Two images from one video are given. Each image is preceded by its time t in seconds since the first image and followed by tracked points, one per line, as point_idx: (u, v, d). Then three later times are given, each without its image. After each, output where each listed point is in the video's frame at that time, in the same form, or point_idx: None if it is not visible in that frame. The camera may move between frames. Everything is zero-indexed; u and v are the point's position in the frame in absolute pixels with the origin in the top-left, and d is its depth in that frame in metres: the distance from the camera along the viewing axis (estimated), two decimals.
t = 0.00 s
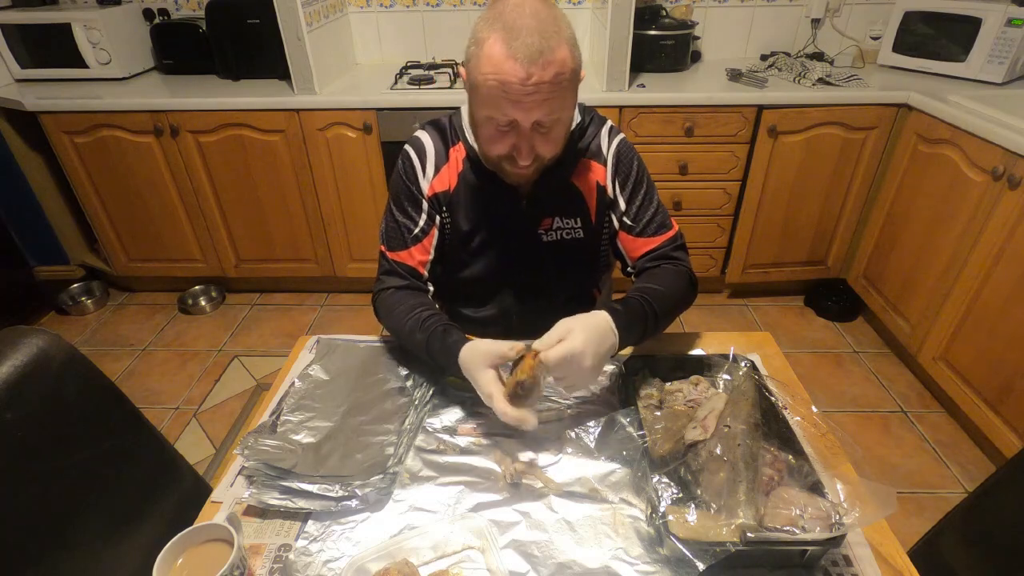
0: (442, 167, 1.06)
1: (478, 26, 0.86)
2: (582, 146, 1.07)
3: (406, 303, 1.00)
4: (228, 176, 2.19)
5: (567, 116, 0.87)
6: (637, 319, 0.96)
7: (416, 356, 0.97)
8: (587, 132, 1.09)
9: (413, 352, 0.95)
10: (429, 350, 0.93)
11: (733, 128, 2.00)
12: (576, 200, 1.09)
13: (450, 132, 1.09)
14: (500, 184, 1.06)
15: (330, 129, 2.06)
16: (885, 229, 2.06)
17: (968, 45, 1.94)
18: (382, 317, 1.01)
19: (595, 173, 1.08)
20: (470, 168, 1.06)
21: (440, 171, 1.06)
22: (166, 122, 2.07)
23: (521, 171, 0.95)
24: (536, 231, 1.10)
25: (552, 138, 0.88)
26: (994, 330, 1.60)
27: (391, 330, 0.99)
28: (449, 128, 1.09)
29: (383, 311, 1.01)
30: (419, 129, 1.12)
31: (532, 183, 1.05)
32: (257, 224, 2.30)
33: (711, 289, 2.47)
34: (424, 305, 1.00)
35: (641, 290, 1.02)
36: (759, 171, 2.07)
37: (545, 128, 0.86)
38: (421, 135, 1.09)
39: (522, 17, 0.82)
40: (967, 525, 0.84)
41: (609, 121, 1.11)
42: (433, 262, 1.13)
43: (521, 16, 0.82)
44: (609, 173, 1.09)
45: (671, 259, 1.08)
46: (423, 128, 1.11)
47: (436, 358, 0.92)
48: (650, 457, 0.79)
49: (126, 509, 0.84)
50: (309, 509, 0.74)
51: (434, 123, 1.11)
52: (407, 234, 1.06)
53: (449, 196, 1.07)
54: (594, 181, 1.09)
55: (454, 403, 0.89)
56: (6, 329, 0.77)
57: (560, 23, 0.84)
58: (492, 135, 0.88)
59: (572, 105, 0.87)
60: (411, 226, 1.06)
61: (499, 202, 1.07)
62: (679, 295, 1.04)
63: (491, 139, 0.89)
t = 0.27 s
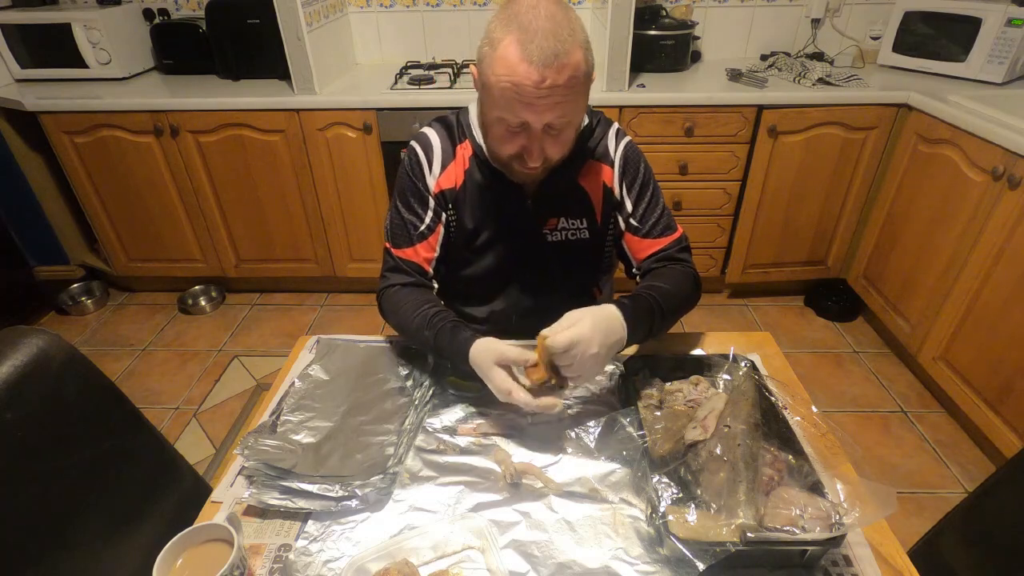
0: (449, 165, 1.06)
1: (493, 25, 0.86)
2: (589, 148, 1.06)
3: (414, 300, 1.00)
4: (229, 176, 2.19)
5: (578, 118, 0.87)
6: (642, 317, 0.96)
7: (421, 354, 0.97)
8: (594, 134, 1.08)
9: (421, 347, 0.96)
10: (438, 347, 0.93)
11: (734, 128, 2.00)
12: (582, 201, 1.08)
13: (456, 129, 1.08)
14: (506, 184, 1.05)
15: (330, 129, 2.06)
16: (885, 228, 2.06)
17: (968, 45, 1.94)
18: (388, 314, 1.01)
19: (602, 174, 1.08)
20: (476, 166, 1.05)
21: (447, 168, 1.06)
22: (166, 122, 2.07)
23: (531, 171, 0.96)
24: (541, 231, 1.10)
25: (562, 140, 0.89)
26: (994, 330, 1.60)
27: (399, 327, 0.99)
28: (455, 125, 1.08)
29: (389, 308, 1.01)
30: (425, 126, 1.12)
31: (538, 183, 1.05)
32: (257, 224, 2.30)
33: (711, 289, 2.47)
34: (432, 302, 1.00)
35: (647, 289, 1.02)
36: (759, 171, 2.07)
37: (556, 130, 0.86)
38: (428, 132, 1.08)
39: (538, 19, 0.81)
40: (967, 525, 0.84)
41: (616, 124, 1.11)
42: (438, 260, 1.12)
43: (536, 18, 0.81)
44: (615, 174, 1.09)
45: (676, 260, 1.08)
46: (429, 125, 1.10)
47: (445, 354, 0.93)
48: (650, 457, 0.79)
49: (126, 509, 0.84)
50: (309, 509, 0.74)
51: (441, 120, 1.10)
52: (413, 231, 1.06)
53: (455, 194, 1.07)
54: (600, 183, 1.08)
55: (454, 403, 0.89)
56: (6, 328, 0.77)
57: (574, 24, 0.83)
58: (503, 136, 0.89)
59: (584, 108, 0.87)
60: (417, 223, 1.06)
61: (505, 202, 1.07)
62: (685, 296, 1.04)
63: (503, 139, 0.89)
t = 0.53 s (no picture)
0: (452, 166, 1.06)
1: (496, 28, 0.86)
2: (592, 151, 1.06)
3: (418, 301, 1.00)
4: (229, 176, 2.19)
5: (582, 120, 0.87)
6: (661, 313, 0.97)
7: (423, 354, 0.97)
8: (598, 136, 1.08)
9: (424, 348, 0.96)
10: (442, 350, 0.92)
11: (734, 128, 2.00)
12: (585, 204, 1.08)
13: (460, 130, 1.08)
14: (509, 186, 1.05)
15: (330, 129, 2.06)
16: (885, 228, 2.06)
17: (968, 45, 1.94)
18: (392, 316, 1.01)
19: (606, 177, 1.08)
20: (480, 168, 1.05)
21: (450, 169, 1.06)
22: (166, 122, 2.07)
23: (535, 174, 0.95)
24: (544, 233, 1.10)
25: (566, 142, 0.89)
26: (994, 330, 1.60)
27: (403, 328, 0.99)
28: (458, 126, 1.09)
29: (393, 311, 1.01)
30: (427, 127, 1.12)
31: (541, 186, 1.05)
32: (257, 224, 2.30)
33: (711, 289, 2.47)
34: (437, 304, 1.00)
35: (660, 286, 1.03)
36: (759, 171, 2.07)
37: (560, 133, 0.86)
38: (430, 132, 1.08)
39: (542, 21, 0.82)
40: (967, 526, 0.84)
41: (620, 126, 1.10)
42: (441, 261, 1.12)
43: (540, 20, 0.82)
44: (621, 177, 1.09)
45: (680, 261, 1.10)
46: (431, 126, 1.10)
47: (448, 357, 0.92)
48: (650, 457, 0.79)
49: (126, 509, 0.84)
50: (309, 509, 0.74)
51: (443, 121, 1.10)
52: (416, 232, 1.06)
53: (458, 195, 1.07)
54: (603, 186, 1.08)
55: (454, 403, 0.89)
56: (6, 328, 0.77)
57: (578, 26, 0.84)
58: (507, 138, 0.89)
59: (588, 110, 0.87)
60: (421, 224, 1.06)
61: (508, 204, 1.07)
62: (692, 294, 1.06)
63: (507, 142, 0.89)
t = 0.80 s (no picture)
0: (452, 167, 1.06)
1: (497, 36, 0.85)
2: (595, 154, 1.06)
3: (411, 300, 1.00)
4: (229, 176, 2.19)
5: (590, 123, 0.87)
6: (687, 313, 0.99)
7: (421, 355, 0.96)
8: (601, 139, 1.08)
9: (417, 346, 0.96)
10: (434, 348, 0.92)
11: (734, 128, 2.00)
12: (587, 206, 1.08)
13: (461, 131, 1.08)
14: (511, 188, 1.05)
15: (330, 129, 2.06)
16: (885, 228, 2.06)
17: (969, 45, 1.94)
18: (385, 312, 1.02)
19: (609, 181, 1.08)
20: (481, 170, 1.05)
21: (450, 170, 1.06)
22: (166, 122, 2.07)
23: (546, 177, 0.95)
24: (545, 235, 1.10)
25: (576, 146, 0.89)
26: (994, 330, 1.60)
27: (396, 327, 0.99)
28: (460, 127, 1.08)
29: (386, 308, 1.01)
30: (429, 127, 1.12)
31: (543, 190, 1.05)
32: (257, 224, 2.30)
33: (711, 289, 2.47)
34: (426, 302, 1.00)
35: (679, 292, 1.05)
36: (759, 171, 2.07)
37: (571, 137, 0.87)
38: (432, 132, 1.08)
39: (547, 27, 0.81)
40: (967, 525, 0.84)
41: (622, 129, 1.10)
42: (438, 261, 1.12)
43: (545, 26, 0.81)
44: (624, 180, 1.09)
45: (689, 259, 1.11)
46: (433, 126, 1.10)
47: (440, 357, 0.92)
48: (650, 457, 0.79)
49: (126, 509, 0.84)
50: (309, 509, 0.74)
51: (445, 121, 1.10)
52: (413, 232, 1.05)
53: (457, 196, 1.06)
54: (606, 189, 1.08)
55: (454, 403, 0.89)
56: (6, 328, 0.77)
57: (580, 27, 0.84)
58: (517, 146, 0.89)
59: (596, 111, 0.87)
60: (418, 224, 1.06)
61: (509, 206, 1.07)
62: (704, 290, 1.07)
63: (518, 150, 0.89)
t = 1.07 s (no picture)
0: (454, 169, 1.06)
1: (500, 50, 0.84)
2: (598, 155, 1.06)
3: (410, 298, 0.99)
4: (229, 176, 2.19)
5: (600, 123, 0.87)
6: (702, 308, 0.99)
7: (422, 355, 0.96)
8: (604, 140, 1.08)
9: (416, 345, 0.95)
10: (433, 345, 0.92)
11: (734, 128, 2.00)
12: (591, 207, 1.08)
13: (462, 133, 1.08)
14: (513, 190, 1.05)
15: (330, 129, 2.06)
16: (885, 229, 2.06)
17: (969, 45, 1.94)
18: (385, 313, 1.00)
19: (613, 181, 1.08)
20: (484, 172, 1.05)
21: (452, 172, 1.05)
22: (166, 122, 2.07)
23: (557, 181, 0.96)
24: (548, 237, 1.10)
25: (587, 147, 0.89)
26: (994, 330, 1.60)
27: (395, 326, 0.98)
28: (461, 129, 1.09)
29: (385, 310, 1.00)
30: (430, 128, 1.11)
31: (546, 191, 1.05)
32: (257, 224, 2.30)
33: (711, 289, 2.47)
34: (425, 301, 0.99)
35: (693, 278, 1.05)
36: (759, 171, 2.07)
37: (582, 141, 0.87)
38: (434, 134, 1.08)
39: (550, 37, 0.80)
40: (968, 525, 0.84)
41: (625, 129, 1.10)
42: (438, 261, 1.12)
43: (548, 35, 0.80)
44: (628, 180, 1.09)
45: (701, 248, 1.12)
46: (434, 127, 1.10)
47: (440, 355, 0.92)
48: (650, 457, 0.79)
49: (126, 509, 0.84)
50: (309, 509, 0.74)
51: (447, 122, 1.10)
52: (413, 234, 1.05)
53: (458, 198, 1.06)
54: (610, 190, 1.08)
55: (453, 403, 0.89)
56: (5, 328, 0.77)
57: (582, 32, 0.83)
58: (529, 155, 0.89)
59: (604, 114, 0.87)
60: (418, 227, 1.05)
61: (512, 207, 1.07)
62: (716, 277, 1.08)
63: (530, 158, 0.90)
